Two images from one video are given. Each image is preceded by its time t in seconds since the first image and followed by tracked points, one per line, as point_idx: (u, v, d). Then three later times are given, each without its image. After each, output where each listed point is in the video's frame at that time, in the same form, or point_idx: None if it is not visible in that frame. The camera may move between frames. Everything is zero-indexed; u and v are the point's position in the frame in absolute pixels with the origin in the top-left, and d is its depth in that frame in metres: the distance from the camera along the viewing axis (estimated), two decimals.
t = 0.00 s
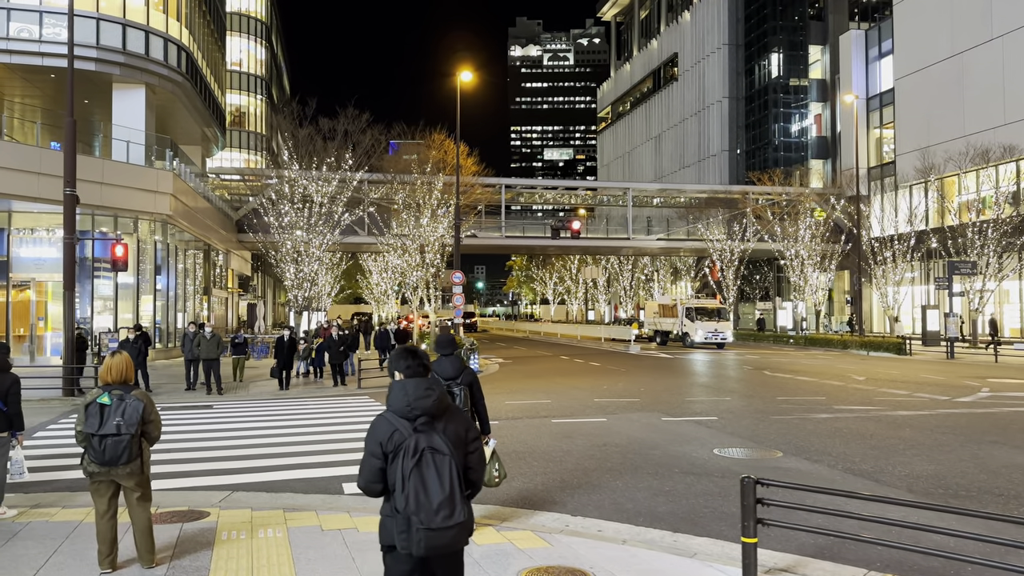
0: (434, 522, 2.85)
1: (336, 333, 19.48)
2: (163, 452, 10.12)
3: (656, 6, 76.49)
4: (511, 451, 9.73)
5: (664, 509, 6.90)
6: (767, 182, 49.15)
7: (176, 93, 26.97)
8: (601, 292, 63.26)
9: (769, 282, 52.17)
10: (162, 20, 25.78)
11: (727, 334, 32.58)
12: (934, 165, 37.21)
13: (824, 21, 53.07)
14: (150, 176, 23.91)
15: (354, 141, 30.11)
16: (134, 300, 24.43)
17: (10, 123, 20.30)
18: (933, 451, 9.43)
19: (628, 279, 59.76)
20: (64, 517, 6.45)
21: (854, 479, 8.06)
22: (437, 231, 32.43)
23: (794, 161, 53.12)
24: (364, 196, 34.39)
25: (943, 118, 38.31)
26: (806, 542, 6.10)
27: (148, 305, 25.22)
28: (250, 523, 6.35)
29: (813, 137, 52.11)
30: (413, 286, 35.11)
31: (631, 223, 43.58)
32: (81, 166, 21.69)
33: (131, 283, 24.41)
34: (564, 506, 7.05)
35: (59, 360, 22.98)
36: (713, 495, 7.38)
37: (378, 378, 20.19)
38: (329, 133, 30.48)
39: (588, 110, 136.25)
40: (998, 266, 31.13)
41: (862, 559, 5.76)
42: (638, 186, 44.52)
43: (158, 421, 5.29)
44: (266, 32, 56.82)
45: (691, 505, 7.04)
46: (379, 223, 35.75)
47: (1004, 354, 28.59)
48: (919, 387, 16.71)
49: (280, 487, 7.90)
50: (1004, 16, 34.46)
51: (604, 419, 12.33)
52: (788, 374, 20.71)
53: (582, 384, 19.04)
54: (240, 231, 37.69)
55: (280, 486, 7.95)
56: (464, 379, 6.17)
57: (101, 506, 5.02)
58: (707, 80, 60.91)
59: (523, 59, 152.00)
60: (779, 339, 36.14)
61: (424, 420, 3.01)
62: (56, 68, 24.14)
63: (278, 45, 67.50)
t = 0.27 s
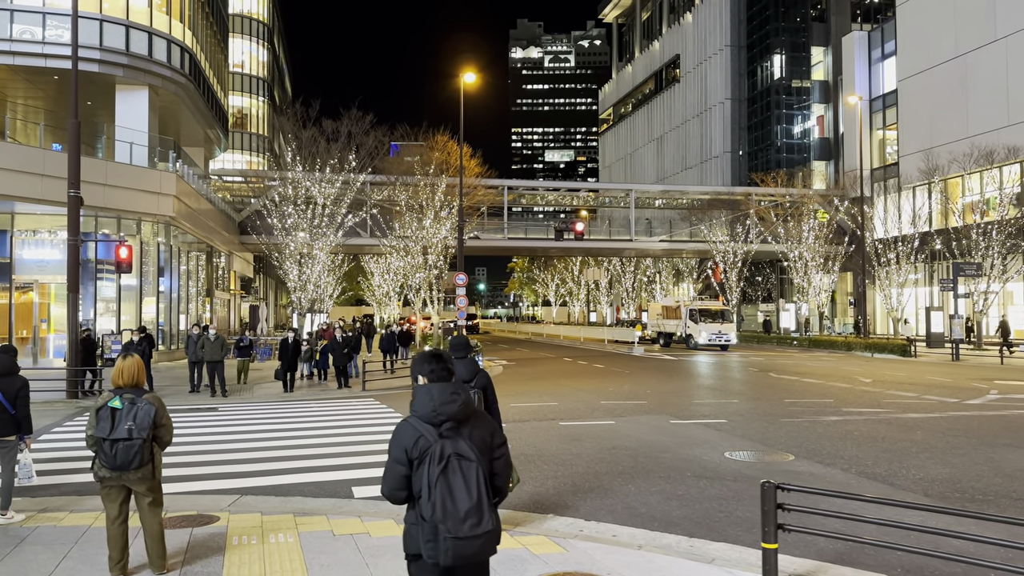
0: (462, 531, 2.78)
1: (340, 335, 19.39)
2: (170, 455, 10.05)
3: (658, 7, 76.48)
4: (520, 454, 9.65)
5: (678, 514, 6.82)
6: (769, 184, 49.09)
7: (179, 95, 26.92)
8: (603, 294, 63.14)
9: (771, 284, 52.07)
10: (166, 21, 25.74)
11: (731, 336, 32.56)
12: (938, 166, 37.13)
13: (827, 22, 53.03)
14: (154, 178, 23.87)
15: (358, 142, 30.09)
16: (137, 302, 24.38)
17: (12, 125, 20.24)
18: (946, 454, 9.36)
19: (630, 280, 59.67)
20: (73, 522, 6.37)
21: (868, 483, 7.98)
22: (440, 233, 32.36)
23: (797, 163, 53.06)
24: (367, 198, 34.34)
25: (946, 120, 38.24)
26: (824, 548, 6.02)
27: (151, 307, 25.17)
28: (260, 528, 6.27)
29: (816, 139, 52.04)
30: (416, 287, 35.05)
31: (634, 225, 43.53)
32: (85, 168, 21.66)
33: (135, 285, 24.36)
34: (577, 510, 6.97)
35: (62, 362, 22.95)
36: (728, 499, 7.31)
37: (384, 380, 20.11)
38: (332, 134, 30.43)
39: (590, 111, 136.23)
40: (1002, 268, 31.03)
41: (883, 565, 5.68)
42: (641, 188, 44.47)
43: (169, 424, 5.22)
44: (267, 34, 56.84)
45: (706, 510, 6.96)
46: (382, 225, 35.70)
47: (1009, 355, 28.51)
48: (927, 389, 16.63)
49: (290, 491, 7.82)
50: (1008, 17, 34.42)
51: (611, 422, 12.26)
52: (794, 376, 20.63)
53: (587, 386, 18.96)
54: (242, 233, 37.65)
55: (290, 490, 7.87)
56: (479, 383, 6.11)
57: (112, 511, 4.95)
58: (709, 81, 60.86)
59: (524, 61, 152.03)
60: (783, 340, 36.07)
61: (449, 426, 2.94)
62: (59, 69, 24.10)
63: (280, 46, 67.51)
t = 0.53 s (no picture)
0: (485, 540, 2.69)
1: (343, 337, 19.28)
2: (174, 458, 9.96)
3: (659, 9, 76.46)
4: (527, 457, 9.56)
5: (691, 518, 6.73)
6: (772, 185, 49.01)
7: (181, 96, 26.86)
8: (605, 295, 63.07)
9: (773, 285, 51.97)
10: (168, 23, 25.72)
11: (734, 338, 32.47)
12: (942, 167, 37.04)
13: (828, 24, 52.91)
14: (156, 179, 23.81)
15: (360, 144, 30.05)
16: (139, 303, 24.29)
17: (14, 126, 20.22)
18: (958, 457, 9.27)
19: (632, 282, 59.58)
20: (78, 526, 6.29)
21: (881, 487, 7.89)
22: (442, 235, 32.27)
23: (799, 164, 52.97)
24: (369, 200, 34.26)
25: (949, 121, 38.15)
26: (840, 553, 5.94)
27: (153, 308, 25.09)
28: (268, 533, 6.19)
29: (818, 140, 51.95)
30: (419, 289, 34.95)
31: (636, 226, 43.45)
32: (87, 169, 21.59)
33: (137, 286, 24.27)
34: (588, 515, 6.89)
35: (64, 364, 22.88)
36: (740, 503, 7.22)
37: (387, 382, 20.03)
38: (335, 136, 30.36)
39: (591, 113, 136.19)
40: (1006, 269, 30.90)
41: (901, 570, 5.60)
42: (643, 190, 44.39)
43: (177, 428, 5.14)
44: (269, 36, 56.83)
45: (719, 514, 6.88)
46: (384, 227, 35.64)
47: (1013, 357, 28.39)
48: (933, 391, 16.53)
49: (297, 494, 7.74)
50: (1011, 18, 34.35)
51: (618, 425, 12.17)
52: (799, 378, 20.53)
53: (592, 388, 18.88)
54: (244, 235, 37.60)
55: (296, 494, 7.78)
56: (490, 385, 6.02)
57: (120, 516, 4.87)
58: (711, 83, 60.79)
59: (525, 63, 152.05)
60: (786, 342, 35.96)
61: (471, 430, 2.85)
62: (62, 70, 24.06)
63: (282, 48, 67.50)
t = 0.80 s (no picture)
0: (504, 549, 2.58)
1: (346, 339, 19.17)
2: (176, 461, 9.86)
3: (661, 10, 76.42)
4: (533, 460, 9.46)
5: (702, 523, 6.63)
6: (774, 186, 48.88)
7: (182, 96, 26.77)
8: (606, 297, 62.99)
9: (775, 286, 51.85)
10: (170, 23, 25.66)
11: (737, 339, 32.34)
12: (945, 168, 36.89)
13: (830, 25, 52.73)
14: (158, 180, 23.74)
15: (362, 145, 29.97)
16: (140, 305, 24.18)
17: (15, 127, 20.13)
18: (970, 460, 9.16)
19: (634, 283, 59.47)
20: (80, 530, 6.19)
21: (894, 490, 7.77)
22: (444, 236, 32.16)
23: (801, 165, 52.86)
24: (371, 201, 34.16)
25: (953, 121, 38.01)
26: (856, 559, 5.82)
27: (154, 310, 24.97)
28: (273, 537, 6.08)
29: (820, 141, 51.85)
30: (421, 291, 34.84)
31: (638, 227, 43.35)
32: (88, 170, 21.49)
33: (138, 287, 24.15)
34: (597, 519, 6.78)
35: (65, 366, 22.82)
36: (752, 507, 7.11)
37: (390, 384, 19.93)
38: (337, 137, 30.29)
39: (592, 115, 136.15)
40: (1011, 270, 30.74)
41: None
42: (645, 191, 44.27)
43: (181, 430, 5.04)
44: (270, 37, 56.79)
45: (731, 518, 6.76)
46: (386, 228, 35.55)
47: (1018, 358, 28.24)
48: (941, 393, 16.39)
49: (301, 498, 7.63)
50: (1015, 18, 34.22)
51: (624, 427, 12.06)
52: (804, 380, 20.42)
53: (596, 390, 18.77)
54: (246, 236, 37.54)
55: (301, 497, 7.68)
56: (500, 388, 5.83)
57: (123, 520, 4.78)
58: (713, 84, 60.71)
59: (526, 64, 152.00)
60: (789, 343, 35.85)
61: (488, 434, 2.75)
62: (64, 71, 23.98)
63: (283, 49, 67.44)
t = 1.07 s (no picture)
0: (528, 558, 2.48)
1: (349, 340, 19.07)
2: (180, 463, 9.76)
3: (662, 11, 76.37)
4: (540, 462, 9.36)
5: (714, 527, 6.53)
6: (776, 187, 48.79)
7: (184, 97, 26.69)
8: (608, 298, 62.89)
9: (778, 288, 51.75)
10: (172, 23, 25.60)
11: (741, 341, 32.25)
12: (949, 169, 36.77)
13: (833, 25, 52.51)
14: (160, 181, 23.67)
15: (365, 146, 29.88)
16: (142, 306, 24.08)
17: (16, 127, 20.02)
18: (982, 462, 9.05)
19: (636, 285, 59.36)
20: (83, 534, 6.10)
21: (907, 494, 7.66)
22: (446, 237, 32.07)
23: (803, 166, 52.76)
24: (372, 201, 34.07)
25: (956, 122, 37.90)
26: (873, 565, 5.72)
27: (156, 311, 24.89)
28: (279, 541, 5.99)
29: (822, 142, 51.81)
30: (423, 292, 34.75)
31: (640, 228, 43.25)
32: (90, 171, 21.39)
33: (139, 288, 24.05)
34: (607, 523, 6.69)
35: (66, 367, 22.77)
36: (764, 511, 7.01)
37: (393, 386, 19.83)
38: (340, 137, 30.23)
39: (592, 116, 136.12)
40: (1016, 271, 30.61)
41: None
42: (647, 192, 44.16)
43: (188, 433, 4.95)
44: (272, 38, 56.79)
45: (743, 522, 6.67)
46: (388, 229, 35.48)
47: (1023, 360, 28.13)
48: (948, 395, 16.28)
49: (307, 501, 7.54)
50: (1018, 19, 34.12)
51: (630, 429, 11.97)
52: (809, 382, 20.30)
53: (600, 392, 18.67)
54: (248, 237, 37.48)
55: (307, 500, 7.58)
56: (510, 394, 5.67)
57: (128, 525, 4.69)
58: (715, 85, 60.65)
59: (526, 66, 152.01)
60: (792, 345, 35.77)
61: (510, 439, 2.66)
62: (65, 71, 23.91)
63: (285, 50, 67.41)
